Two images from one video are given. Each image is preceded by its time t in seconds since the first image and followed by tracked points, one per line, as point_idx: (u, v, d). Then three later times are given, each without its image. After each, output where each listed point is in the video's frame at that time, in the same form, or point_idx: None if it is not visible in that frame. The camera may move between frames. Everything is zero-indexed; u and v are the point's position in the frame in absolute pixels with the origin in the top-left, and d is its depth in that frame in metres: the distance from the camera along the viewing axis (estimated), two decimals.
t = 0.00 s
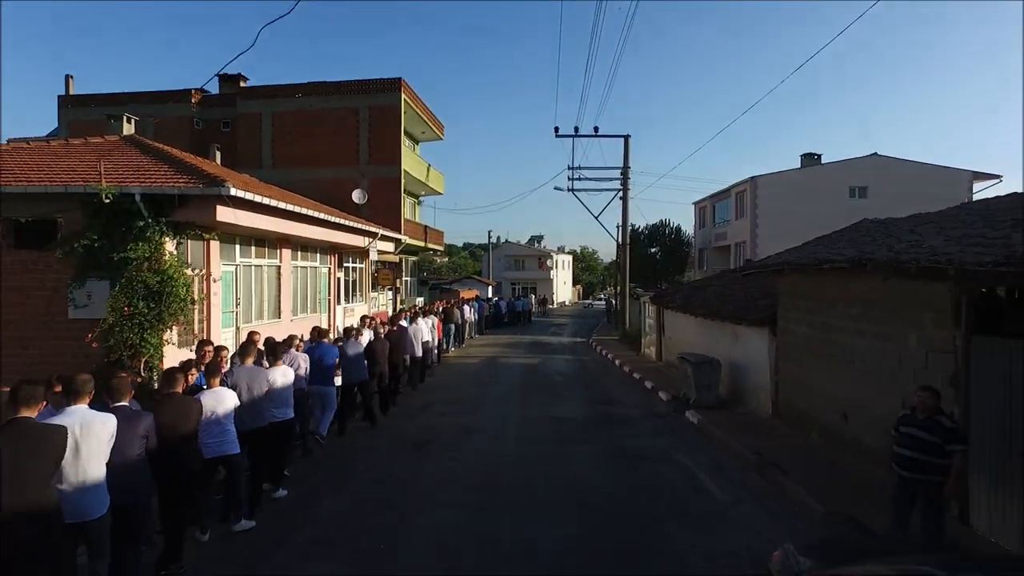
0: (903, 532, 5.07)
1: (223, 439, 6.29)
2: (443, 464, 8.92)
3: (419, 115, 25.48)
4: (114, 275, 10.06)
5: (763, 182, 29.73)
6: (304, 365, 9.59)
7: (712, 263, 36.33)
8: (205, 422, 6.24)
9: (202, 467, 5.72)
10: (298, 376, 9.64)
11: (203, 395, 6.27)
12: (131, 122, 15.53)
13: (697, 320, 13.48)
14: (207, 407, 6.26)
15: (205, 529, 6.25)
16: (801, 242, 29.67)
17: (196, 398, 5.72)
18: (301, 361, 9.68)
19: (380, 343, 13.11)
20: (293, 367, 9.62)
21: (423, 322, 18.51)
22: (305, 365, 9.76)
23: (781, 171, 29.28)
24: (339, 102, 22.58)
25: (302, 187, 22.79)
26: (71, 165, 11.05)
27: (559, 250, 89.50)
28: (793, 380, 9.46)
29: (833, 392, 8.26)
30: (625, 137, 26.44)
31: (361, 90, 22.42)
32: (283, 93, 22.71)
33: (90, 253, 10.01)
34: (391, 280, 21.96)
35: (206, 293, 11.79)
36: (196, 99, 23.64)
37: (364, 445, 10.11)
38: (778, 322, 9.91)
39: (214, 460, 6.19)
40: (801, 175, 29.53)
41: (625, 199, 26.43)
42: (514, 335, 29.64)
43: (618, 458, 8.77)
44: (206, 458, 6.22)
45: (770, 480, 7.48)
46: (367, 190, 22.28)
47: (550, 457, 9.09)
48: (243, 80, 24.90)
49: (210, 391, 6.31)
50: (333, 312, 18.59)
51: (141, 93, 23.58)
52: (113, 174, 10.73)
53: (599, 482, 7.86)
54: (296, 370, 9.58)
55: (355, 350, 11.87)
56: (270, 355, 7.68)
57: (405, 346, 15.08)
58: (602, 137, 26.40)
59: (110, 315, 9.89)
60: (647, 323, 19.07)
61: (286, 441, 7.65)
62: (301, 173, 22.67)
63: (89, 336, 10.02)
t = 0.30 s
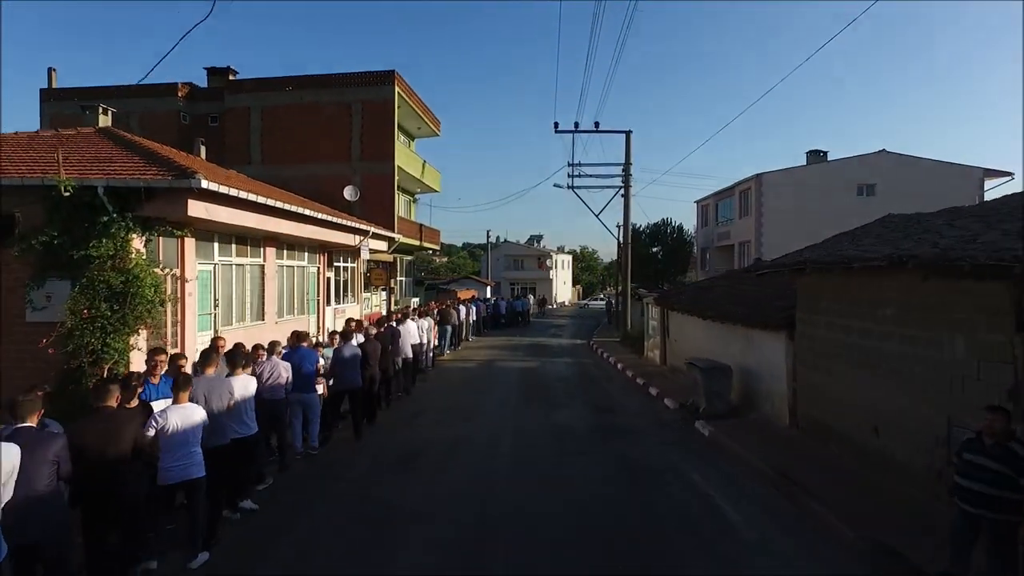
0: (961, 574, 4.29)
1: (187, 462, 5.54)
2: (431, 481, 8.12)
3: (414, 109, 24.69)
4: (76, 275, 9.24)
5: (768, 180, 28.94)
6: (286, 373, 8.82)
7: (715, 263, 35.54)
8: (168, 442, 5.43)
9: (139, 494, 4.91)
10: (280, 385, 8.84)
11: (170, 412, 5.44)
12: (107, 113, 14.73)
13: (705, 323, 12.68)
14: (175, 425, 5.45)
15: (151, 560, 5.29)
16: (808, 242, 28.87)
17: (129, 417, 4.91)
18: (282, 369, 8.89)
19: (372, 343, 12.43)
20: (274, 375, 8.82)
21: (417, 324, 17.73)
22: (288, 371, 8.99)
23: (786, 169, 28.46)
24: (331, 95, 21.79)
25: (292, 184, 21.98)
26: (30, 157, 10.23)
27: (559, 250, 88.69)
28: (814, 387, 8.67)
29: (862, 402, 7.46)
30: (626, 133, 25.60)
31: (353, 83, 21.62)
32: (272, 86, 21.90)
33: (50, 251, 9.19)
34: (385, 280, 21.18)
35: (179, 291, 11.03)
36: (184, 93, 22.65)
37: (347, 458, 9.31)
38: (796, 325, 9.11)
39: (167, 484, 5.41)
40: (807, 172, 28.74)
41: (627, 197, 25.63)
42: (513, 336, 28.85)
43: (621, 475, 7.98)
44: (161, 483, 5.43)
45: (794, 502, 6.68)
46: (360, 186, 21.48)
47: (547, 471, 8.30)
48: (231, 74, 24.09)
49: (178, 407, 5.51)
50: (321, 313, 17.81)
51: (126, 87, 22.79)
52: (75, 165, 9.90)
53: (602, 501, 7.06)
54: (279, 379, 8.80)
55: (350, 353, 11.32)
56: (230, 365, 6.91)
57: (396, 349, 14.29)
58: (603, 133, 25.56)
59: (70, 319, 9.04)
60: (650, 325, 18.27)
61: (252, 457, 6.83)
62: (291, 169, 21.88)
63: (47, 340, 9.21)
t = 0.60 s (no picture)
0: None
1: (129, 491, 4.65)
2: (420, 502, 7.35)
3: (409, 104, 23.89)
4: (29, 275, 8.30)
5: (774, 177, 28.09)
6: (264, 382, 8.00)
7: (718, 262, 34.77)
8: (110, 468, 4.58)
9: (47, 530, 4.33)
10: (257, 395, 8.00)
11: (112, 432, 4.60)
12: (80, 104, 13.91)
13: (714, 326, 11.89)
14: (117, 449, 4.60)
15: None
16: (815, 241, 28.06)
17: (48, 445, 4.38)
18: (259, 378, 8.06)
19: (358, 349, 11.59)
20: (250, 385, 7.98)
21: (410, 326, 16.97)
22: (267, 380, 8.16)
23: (794, 165, 27.62)
24: (322, 88, 20.98)
25: (282, 180, 21.16)
26: None
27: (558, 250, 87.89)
28: (841, 398, 7.86)
29: (900, 416, 6.69)
30: (629, 128, 24.73)
31: (345, 75, 20.81)
32: (261, 78, 21.07)
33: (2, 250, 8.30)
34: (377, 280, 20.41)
35: (149, 291, 10.22)
36: (168, 85, 21.87)
37: (329, 475, 8.54)
38: (819, 330, 8.34)
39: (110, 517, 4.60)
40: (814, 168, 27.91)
41: (629, 194, 24.81)
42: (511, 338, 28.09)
43: (630, 496, 7.20)
44: (98, 518, 4.65)
45: (829, 530, 5.90)
46: (351, 183, 20.67)
47: (546, 491, 7.50)
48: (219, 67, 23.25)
49: (120, 426, 4.66)
50: (310, 315, 17.02)
51: (109, 80, 21.93)
52: (33, 155, 9.08)
53: (608, 527, 6.28)
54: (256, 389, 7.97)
55: (337, 360, 10.39)
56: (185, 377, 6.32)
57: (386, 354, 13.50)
58: (605, 128, 24.71)
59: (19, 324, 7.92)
60: (655, 327, 17.47)
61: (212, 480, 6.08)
62: (281, 164, 21.06)
63: None
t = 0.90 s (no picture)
0: None
1: (49, 531, 3.82)
2: (409, 527, 6.55)
3: (405, 98, 23.10)
4: None
5: (782, 174, 27.37)
6: (236, 393, 7.19)
7: (723, 262, 34.01)
8: (18, 508, 3.77)
9: None
10: (231, 407, 7.19)
11: (13, 467, 3.76)
12: (53, 93, 13.09)
13: (729, 329, 11.09)
14: (23, 486, 3.77)
15: None
16: (824, 241, 27.32)
17: None
18: (231, 389, 7.26)
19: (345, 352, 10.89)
20: (220, 396, 7.17)
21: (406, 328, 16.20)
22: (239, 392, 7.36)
23: (801, 162, 26.84)
24: (315, 80, 20.19)
25: (272, 176, 20.35)
26: None
27: (558, 249, 87.13)
28: (879, 412, 7.06)
29: (954, 435, 5.88)
30: (632, 123, 23.93)
31: (339, 67, 20.02)
32: (251, 71, 20.26)
33: None
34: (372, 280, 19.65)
35: (118, 292, 9.41)
36: (155, 78, 21.07)
37: (309, 496, 7.73)
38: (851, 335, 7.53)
39: (26, 566, 3.80)
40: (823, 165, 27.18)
41: (633, 191, 24.00)
42: (511, 339, 27.31)
43: (647, 523, 6.39)
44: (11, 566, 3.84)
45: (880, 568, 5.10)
46: (345, 179, 19.86)
47: (551, 515, 6.69)
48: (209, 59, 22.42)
49: (27, 458, 3.83)
50: (300, 317, 16.24)
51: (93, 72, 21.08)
52: None
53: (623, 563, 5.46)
54: (226, 400, 7.15)
55: (321, 367, 9.62)
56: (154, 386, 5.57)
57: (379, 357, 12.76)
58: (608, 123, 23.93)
59: None
60: (661, 330, 16.70)
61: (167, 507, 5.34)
62: (271, 160, 20.25)
63: None
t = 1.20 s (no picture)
0: None
1: None
2: (393, 557, 5.76)
3: (401, 91, 22.32)
4: None
5: (790, 170, 26.55)
6: (200, 408, 6.53)
7: (728, 262, 33.26)
8: None
9: None
10: (197, 422, 6.58)
11: None
12: (22, 80, 12.25)
13: (745, 333, 10.31)
14: None
15: None
16: (832, 240, 26.58)
17: None
18: (195, 404, 6.61)
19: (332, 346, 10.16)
20: (181, 412, 6.52)
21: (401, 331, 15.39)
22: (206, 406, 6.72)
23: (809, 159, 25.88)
24: (306, 71, 19.41)
25: (262, 172, 19.56)
26: None
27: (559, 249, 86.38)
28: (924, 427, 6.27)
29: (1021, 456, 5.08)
30: (636, 116, 23.08)
31: (331, 58, 19.23)
32: (240, 61, 19.42)
33: None
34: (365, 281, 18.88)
35: (82, 293, 8.62)
36: (140, 70, 20.26)
37: (285, 519, 6.94)
38: (890, 341, 6.74)
39: None
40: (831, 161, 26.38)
41: (637, 188, 23.23)
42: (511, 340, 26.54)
43: (664, 554, 5.60)
44: None
45: None
46: (338, 174, 19.08)
47: (553, 543, 5.91)
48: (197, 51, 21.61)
49: None
50: (288, 318, 15.46)
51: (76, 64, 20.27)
52: None
53: None
54: (189, 415, 6.54)
55: (318, 377, 8.91)
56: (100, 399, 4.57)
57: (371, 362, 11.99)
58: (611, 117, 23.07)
59: None
60: (669, 332, 15.89)
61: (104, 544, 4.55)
62: (261, 155, 19.47)
63: None
